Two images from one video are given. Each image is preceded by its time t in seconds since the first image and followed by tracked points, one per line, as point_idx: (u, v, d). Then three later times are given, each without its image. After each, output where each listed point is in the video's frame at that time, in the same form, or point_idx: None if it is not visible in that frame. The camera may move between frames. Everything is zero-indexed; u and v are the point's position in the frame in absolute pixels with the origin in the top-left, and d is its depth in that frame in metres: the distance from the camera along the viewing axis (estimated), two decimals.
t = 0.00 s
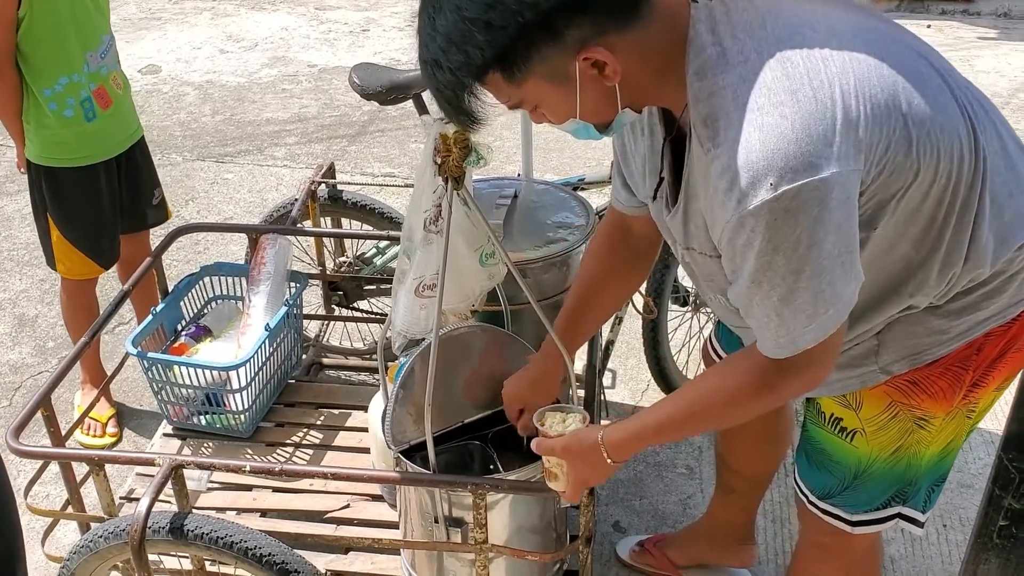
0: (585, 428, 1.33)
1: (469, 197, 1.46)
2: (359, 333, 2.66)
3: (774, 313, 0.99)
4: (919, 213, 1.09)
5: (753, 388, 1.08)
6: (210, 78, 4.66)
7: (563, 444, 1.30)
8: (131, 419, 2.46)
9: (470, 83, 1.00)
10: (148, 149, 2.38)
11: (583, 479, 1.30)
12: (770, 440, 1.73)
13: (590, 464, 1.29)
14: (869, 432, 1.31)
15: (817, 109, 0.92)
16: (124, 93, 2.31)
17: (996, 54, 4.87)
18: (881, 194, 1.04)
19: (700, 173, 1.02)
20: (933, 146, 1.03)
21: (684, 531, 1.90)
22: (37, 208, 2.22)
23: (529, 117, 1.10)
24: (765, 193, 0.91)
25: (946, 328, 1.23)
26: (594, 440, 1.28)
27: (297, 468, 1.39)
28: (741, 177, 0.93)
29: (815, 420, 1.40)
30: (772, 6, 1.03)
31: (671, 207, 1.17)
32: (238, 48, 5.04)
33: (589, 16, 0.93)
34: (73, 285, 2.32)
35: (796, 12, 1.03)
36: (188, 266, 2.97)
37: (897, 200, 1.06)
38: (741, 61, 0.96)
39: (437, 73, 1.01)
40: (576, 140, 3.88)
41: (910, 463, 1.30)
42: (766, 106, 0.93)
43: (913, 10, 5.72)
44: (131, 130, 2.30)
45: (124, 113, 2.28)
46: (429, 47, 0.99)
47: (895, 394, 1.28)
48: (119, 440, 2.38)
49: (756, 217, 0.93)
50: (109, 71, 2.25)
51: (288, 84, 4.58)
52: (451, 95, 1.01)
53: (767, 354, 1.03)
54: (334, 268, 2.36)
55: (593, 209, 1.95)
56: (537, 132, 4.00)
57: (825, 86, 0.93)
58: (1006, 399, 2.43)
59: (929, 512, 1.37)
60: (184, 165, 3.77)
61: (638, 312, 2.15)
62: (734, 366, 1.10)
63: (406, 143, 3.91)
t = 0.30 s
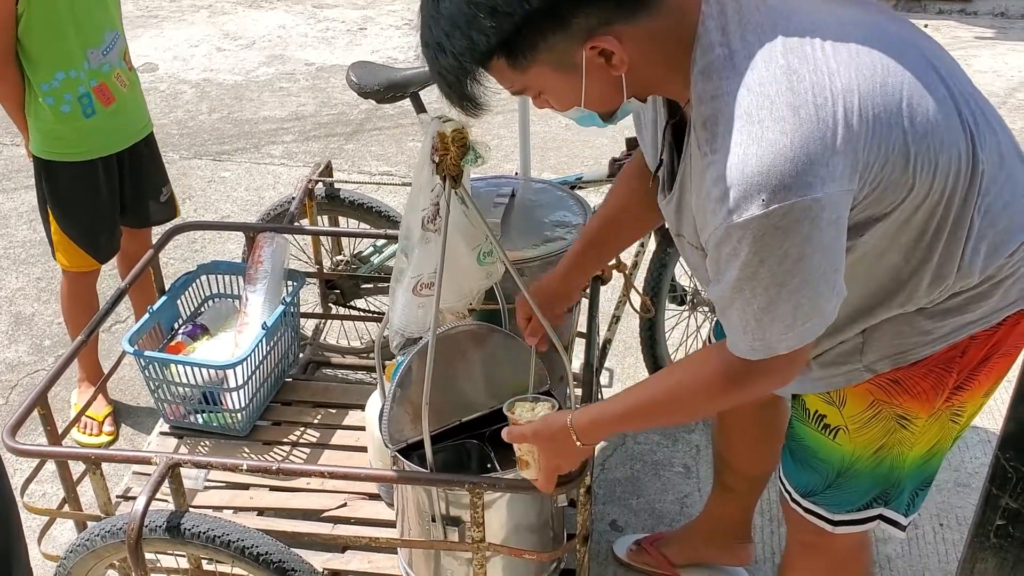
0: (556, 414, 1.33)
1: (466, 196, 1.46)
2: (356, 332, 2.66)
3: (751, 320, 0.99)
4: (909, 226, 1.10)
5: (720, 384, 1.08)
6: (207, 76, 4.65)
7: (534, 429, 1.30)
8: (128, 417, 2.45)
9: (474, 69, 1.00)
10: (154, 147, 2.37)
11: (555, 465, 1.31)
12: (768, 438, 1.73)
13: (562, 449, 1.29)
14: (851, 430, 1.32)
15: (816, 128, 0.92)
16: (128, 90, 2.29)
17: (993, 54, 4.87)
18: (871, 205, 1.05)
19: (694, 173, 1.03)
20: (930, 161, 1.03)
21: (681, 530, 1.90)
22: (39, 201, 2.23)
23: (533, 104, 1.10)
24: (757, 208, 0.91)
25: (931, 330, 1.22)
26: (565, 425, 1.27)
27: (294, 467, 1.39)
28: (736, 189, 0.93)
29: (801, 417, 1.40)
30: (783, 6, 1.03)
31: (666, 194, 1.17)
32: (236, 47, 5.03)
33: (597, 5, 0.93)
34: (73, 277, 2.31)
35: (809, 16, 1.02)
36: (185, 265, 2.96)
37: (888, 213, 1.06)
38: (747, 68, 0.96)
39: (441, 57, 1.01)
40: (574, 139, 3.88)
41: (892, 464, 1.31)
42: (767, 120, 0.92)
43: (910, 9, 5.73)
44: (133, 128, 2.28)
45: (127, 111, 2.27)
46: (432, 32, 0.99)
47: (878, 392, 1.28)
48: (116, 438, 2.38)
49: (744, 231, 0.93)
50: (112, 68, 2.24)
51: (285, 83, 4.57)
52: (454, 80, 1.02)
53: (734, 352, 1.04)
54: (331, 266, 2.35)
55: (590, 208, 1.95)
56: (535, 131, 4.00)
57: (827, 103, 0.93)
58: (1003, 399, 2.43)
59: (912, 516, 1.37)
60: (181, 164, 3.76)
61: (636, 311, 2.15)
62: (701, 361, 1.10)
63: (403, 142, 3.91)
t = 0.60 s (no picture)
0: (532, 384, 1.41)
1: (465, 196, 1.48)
2: (354, 331, 2.66)
3: (712, 327, 1.05)
4: (896, 246, 1.11)
5: (671, 374, 1.17)
6: (206, 74, 4.65)
7: (509, 398, 1.39)
8: (126, 416, 2.45)
9: (486, 85, 0.98)
10: (166, 142, 2.36)
11: (527, 429, 1.41)
12: (767, 437, 1.73)
13: (531, 417, 1.38)
14: (838, 429, 1.32)
15: (795, 164, 0.94)
16: (141, 85, 2.28)
17: (991, 54, 4.88)
18: (856, 221, 1.07)
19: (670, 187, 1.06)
20: (919, 186, 1.04)
21: (679, 529, 1.91)
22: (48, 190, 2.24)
23: (538, 110, 1.09)
24: (725, 236, 0.96)
25: (917, 332, 1.22)
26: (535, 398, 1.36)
27: (292, 466, 1.39)
28: (709, 216, 0.96)
29: (790, 415, 1.40)
30: (785, 16, 1.02)
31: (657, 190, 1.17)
32: (234, 45, 5.03)
33: (613, 16, 0.93)
34: (79, 268, 2.31)
35: (813, 33, 1.01)
36: (183, 263, 2.96)
37: (869, 230, 1.09)
38: (737, 92, 0.97)
39: (449, 73, 0.99)
40: (572, 139, 3.88)
41: (877, 466, 1.31)
42: (747, 152, 0.94)
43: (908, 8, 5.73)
44: (145, 122, 2.28)
45: (139, 105, 2.26)
46: (441, 47, 0.97)
47: (863, 392, 1.28)
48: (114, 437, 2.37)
49: (709, 254, 0.98)
50: (125, 63, 2.23)
51: (284, 82, 4.57)
52: (465, 96, 1.00)
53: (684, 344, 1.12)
54: (328, 265, 2.35)
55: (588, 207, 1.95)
56: (533, 130, 4.00)
57: (810, 138, 0.95)
58: (1001, 399, 2.44)
59: (898, 520, 1.38)
60: (179, 162, 3.76)
61: (635, 310, 2.15)
62: (655, 352, 1.19)
63: (401, 141, 3.91)
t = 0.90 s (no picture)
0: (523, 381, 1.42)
1: (464, 196, 1.47)
2: (353, 330, 2.66)
3: (699, 330, 1.06)
4: (887, 250, 1.12)
5: (654, 376, 1.19)
6: (204, 73, 4.64)
7: (501, 396, 1.40)
8: (125, 415, 2.45)
9: (484, 101, 0.99)
10: (166, 140, 2.35)
11: (520, 425, 1.42)
12: (765, 437, 1.73)
13: (521, 414, 1.39)
14: (836, 429, 1.32)
15: (784, 172, 0.94)
16: (143, 82, 2.28)
17: (990, 54, 4.88)
18: (847, 225, 1.07)
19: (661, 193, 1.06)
20: (911, 190, 1.04)
21: (677, 529, 1.91)
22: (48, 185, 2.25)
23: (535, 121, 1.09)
24: (713, 242, 0.96)
25: (913, 333, 1.23)
26: (526, 396, 1.36)
27: (291, 465, 1.39)
28: (697, 223, 0.97)
29: (788, 415, 1.40)
30: (775, 23, 1.02)
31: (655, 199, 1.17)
32: (232, 44, 5.02)
33: (606, 30, 0.93)
34: (79, 264, 2.30)
35: (802, 41, 1.00)
36: (181, 262, 2.96)
37: (860, 233, 1.09)
38: (728, 101, 0.96)
39: (446, 91, 0.99)
40: (571, 139, 3.88)
41: (874, 466, 1.31)
42: (737, 160, 0.94)
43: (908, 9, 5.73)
44: (144, 121, 2.27)
45: (140, 103, 2.26)
46: (437, 65, 0.97)
47: (860, 392, 1.28)
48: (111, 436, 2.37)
49: (697, 259, 0.98)
50: (126, 60, 2.22)
51: (282, 81, 4.56)
52: (461, 112, 1.00)
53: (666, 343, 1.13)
54: (327, 265, 2.35)
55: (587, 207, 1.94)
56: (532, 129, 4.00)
57: (799, 146, 0.95)
58: (999, 399, 2.43)
59: (898, 520, 1.38)
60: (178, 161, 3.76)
61: (634, 309, 2.15)
62: (638, 354, 1.20)
63: (400, 140, 3.91)
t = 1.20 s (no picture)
0: (529, 390, 1.41)
1: (464, 196, 1.48)
2: (352, 330, 2.66)
3: (707, 331, 1.05)
4: (888, 246, 1.12)
5: (667, 380, 1.18)
6: (204, 72, 4.64)
7: (507, 407, 1.39)
8: (124, 414, 2.45)
9: (478, 99, 0.99)
10: (157, 140, 2.36)
11: (527, 436, 1.40)
12: (763, 438, 1.73)
13: (530, 424, 1.38)
14: (836, 429, 1.32)
15: (783, 167, 0.94)
16: (134, 83, 2.28)
17: (990, 55, 4.88)
18: (847, 222, 1.07)
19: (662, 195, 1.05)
20: (909, 186, 1.04)
21: (675, 529, 1.91)
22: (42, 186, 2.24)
23: (530, 122, 1.09)
24: (716, 239, 0.96)
25: (913, 331, 1.23)
26: (534, 405, 1.35)
27: (290, 465, 1.39)
28: (700, 221, 0.96)
29: (788, 416, 1.40)
30: (769, 22, 1.02)
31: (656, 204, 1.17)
32: (232, 43, 5.02)
33: (599, 27, 0.93)
34: (77, 267, 2.30)
35: (796, 38, 1.01)
36: (180, 262, 2.96)
37: (861, 230, 1.09)
38: (725, 98, 0.96)
39: (441, 88, 0.99)
40: (571, 138, 3.88)
41: (875, 465, 1.32)
42: (736, 156, 0.94)
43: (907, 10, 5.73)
44: (137, 121, 2.27)
45: (132, 103, 2.26)
46: (431, 63, 0.97)
47: (860, 392, 1.28)
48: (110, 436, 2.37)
49: (701, 257, 0.98)
50: (118, 61, 2.23)
51: (282, 80, 4.56)
52: (456, 110, 1.00)
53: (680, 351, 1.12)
54: (326, 264, 2.35)
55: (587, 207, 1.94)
56: (531, 129, 4.00)
57: (798, 141, 0.95)
58: (997, 399, 2.44)
59: (897, 517, 1.38)
60: (178, 160, 3.75)
61: (633, 309, 2.15)
62: (651, 357, 1.19)
63: (400, 139, 3.91)
